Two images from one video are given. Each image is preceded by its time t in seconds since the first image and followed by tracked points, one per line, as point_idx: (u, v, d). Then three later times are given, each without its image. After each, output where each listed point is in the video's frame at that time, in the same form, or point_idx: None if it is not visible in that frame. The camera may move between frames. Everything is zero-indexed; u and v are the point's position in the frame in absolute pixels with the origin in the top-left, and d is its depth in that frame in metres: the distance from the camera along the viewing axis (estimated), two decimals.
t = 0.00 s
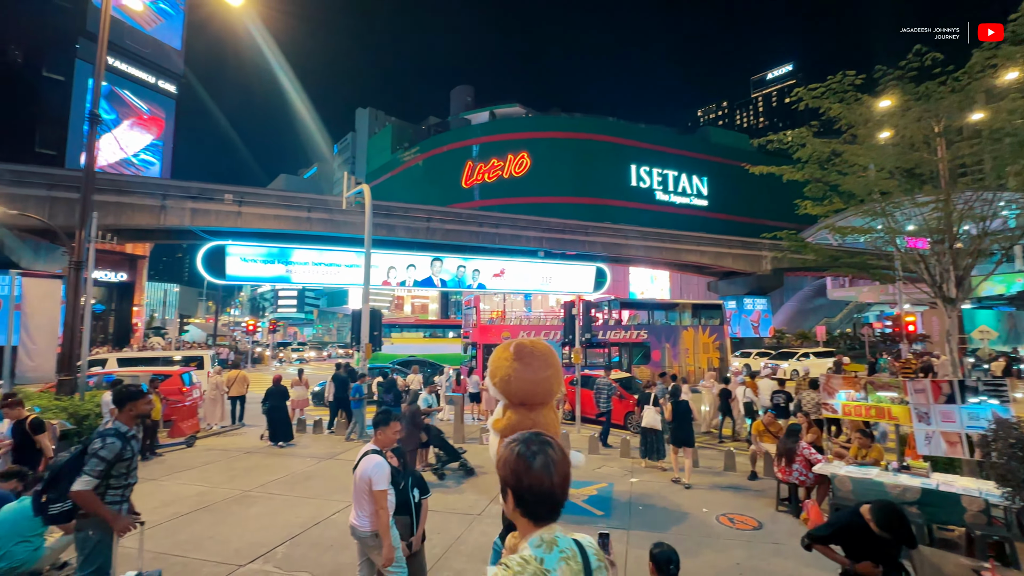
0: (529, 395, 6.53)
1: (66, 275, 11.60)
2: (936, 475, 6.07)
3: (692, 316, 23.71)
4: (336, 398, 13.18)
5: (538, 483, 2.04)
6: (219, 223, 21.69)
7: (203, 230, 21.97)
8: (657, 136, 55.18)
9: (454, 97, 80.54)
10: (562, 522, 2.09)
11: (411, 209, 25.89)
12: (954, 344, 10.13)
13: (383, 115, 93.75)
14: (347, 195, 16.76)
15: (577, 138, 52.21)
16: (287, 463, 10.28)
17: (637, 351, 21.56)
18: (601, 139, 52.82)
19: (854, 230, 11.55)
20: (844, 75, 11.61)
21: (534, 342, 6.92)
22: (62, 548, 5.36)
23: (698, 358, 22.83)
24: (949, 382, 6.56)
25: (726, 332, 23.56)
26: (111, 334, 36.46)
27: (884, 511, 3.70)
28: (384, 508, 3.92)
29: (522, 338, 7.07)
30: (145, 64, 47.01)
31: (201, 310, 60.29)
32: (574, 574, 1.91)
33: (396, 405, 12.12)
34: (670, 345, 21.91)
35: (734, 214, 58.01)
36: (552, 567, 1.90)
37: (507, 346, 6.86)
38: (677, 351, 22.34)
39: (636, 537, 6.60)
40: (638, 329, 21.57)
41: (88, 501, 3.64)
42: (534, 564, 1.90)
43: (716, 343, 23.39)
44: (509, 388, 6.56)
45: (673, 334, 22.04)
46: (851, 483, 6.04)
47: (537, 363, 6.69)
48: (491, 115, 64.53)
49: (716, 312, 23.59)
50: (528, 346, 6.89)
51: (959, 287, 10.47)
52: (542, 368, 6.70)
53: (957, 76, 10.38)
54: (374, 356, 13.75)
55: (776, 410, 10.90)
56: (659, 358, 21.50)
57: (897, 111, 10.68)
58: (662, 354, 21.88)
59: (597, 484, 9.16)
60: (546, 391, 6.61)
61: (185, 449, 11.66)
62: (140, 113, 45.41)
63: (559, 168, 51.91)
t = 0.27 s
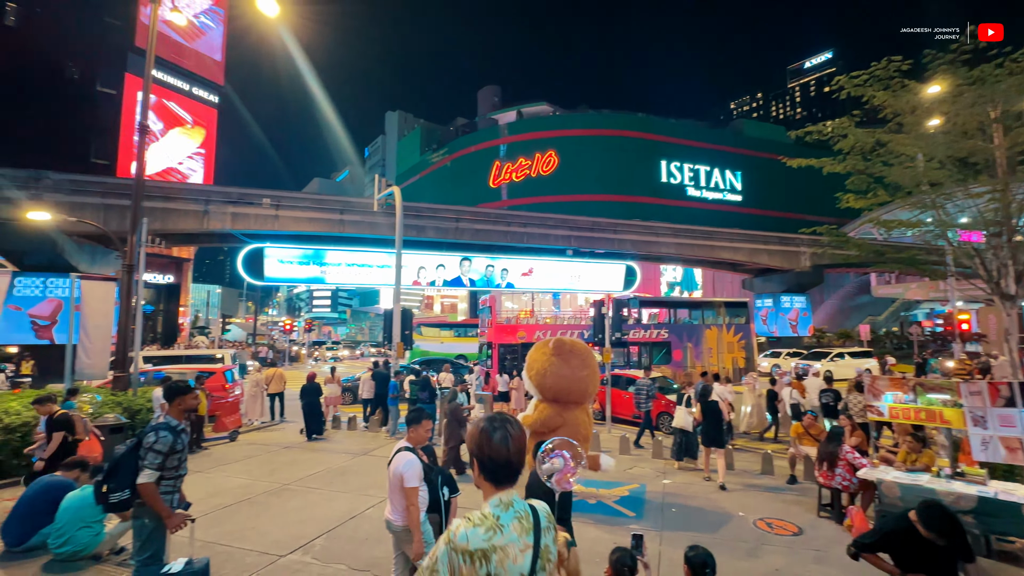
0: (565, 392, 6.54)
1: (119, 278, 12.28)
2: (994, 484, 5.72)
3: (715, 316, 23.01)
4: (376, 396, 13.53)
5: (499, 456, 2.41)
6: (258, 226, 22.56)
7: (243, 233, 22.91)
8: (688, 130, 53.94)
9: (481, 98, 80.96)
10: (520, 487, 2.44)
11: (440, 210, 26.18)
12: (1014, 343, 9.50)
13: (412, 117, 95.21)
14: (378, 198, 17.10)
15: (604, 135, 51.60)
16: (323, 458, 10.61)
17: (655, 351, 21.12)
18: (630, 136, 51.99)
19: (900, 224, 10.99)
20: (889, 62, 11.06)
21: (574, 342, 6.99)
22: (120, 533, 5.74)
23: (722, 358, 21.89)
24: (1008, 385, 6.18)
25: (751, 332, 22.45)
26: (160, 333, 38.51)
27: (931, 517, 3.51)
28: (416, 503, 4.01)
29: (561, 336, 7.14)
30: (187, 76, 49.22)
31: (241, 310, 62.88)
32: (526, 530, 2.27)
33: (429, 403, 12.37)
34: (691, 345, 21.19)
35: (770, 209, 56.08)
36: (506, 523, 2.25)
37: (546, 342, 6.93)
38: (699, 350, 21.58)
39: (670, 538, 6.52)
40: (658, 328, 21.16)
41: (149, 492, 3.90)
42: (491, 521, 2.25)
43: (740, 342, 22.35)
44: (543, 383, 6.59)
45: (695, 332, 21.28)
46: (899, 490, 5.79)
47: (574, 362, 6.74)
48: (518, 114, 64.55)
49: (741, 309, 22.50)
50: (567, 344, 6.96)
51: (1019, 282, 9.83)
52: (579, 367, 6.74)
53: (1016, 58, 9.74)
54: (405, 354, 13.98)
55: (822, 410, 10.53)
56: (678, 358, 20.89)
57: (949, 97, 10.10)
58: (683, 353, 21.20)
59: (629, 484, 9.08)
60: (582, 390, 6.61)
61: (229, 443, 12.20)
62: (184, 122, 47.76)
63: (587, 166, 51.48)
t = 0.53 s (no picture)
0: (588, 391, 6.53)
1: (165, 279, 12.90)
2: None
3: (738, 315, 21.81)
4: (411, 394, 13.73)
5: (474, 433, 2.78)
6: (293, 229, 23.31)
7: (279, 235, 23.73)
8: (719, 124, 52.56)
9: (508, 98, 81.09)
10: (496, 461, 2.84)
11: (468, 210, 26.38)
12: None
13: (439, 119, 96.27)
14: (407, 199, 17.36)
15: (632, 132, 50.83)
16: (356, 454, 10.88)
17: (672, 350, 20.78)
18: (658, 132, 51.03)
19: (950, 217, 10.39)
20: (937, 46, 10.49)
21: (598, 342, 6.99)
22: (169, 522, 6.05)
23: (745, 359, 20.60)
24: None
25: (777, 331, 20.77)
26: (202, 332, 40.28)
27: (993, 524, 3.34)
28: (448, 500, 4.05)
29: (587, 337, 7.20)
30: (225, 85, 51.21)
31: (277, 310, 65.08)
32: (497, 496, 2.68)
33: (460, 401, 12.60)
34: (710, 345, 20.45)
35: (807, 203, 54.02)
36: (479, 490, 2.66)
37: (572, 342, 7.02)
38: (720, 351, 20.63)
39: (703, 542, 6.41)
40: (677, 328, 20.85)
41: (197, 483, 4.10)
42: (466, 488, 2.66)
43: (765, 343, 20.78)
44: (566, 382, 6.64)
45: (716, 331, 20.55)
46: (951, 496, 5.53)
47: (598, 362, 6.74)
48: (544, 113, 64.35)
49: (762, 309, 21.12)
50: (591, 344, 6.98)
51: None
52: (602, 367, 6.71)
53: None
54: (435, 353, 14.15)
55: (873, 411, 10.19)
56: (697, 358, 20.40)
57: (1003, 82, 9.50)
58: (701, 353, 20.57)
59: (660, 485, 8.95)
60: (605, 390, 6.56)
61: (267, 438, 12.67)
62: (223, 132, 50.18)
63: (615, 164, 50.89)
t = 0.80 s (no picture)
0: (599, 395, 6.52)
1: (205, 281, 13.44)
2: None
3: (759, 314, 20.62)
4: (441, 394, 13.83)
5: (452, 426, 2.95)
6: (324, 231, 23.92)
7: (311, 238, 24.40)
8: (750, 118, 51.09)
9: (533, 97, 81.01)
10: (474, 452, 3.03)
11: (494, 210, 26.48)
12: None
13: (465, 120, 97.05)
14: (434, 201, 17.57)
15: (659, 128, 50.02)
16: (386, 452, 11.08)
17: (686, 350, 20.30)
18: (686, 127, 49.99)
19: (1002, 210, 9.82)
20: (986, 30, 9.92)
21: (607, 343, 6.89)
22: (210, 514, 6.32)
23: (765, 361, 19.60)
24: None
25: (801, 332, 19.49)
26: (239, 332, 41.79)
27: None
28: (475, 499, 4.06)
29: (598, 338, 7.12)
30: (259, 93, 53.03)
31: (309, 310, 66.94)
32: (471, 485, 2.88)
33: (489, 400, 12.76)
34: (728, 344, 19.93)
35: (845, 198, 51.92)
36: (455, 479, 2.87)
37: (581, 346, 6.98)
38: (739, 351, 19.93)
39: (735, 550, 6.27)
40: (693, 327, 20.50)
41: (238, 476, 4.27)
42: (444, 476, 2.88)
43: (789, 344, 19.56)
44: (578, 387, 6.66)
45: (733, 330, 19.95)
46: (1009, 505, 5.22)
47: (609, 363, 6.66)
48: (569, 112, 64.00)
49: (785, 306, 19.41)
50: (601, 345, 6.89)
51: None
52: (612, 369, 6.63)
53: None
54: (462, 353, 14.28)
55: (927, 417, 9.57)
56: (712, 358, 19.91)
57: None
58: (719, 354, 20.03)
59: (691, 488, 8.78)
60: (618, 392, 6.51)
61: (300, 435, 13.04)
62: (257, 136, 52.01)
63: (642, 161, 50.17)
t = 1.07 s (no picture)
0: (614, 400, 6.46)
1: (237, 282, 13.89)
2: None
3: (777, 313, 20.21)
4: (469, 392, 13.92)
5: (444, 404, 3.33)
6: (350, 232, 24.38)
7: (338, 239, 24.93)
8: (780, 112, 49.58)
9: (555, 96, 80.62)
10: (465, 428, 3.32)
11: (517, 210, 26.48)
12: None
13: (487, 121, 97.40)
14: (457, 201, 17.70)
15: (685, 124, 49.13)
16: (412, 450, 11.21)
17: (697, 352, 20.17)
18: (712, 123, 48.92)
19: None
20: None
21: (617, 345, 6.77)
22: (244, 508, 6.54)
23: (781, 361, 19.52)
24: None
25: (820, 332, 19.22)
26: (269, 331, 43.01)
27: None
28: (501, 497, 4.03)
29: (609, 340, 7.00)
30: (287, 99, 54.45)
31: (337, 310, 68.41)
32: (461, 457, 3.17)
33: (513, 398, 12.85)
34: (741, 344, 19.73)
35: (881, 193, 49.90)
36: (446, 451, 3.19)
37: (592, 351, 6.88)
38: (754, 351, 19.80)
39: (766, 557, 6.10)
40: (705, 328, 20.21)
41: (270, 471, 4.37)
42: (437, 448, 3.22)
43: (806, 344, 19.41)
44: (593, 393, 6.61)
45: (747, 331, 19.78)
46: None
47: (622, 367, 6.54)
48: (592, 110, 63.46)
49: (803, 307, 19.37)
50: (612, 348, 6.78)
51: None
52: (625, 372, 6.51)
53: None
54: (485, 352, 14.33)
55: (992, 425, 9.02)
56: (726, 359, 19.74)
57: None
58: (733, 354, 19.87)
59: (720, 492, 8.60)
60: (633, 395, 6.44)
61: (329, 432, 13.34)
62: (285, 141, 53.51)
63: (667, 158, 49.38)
